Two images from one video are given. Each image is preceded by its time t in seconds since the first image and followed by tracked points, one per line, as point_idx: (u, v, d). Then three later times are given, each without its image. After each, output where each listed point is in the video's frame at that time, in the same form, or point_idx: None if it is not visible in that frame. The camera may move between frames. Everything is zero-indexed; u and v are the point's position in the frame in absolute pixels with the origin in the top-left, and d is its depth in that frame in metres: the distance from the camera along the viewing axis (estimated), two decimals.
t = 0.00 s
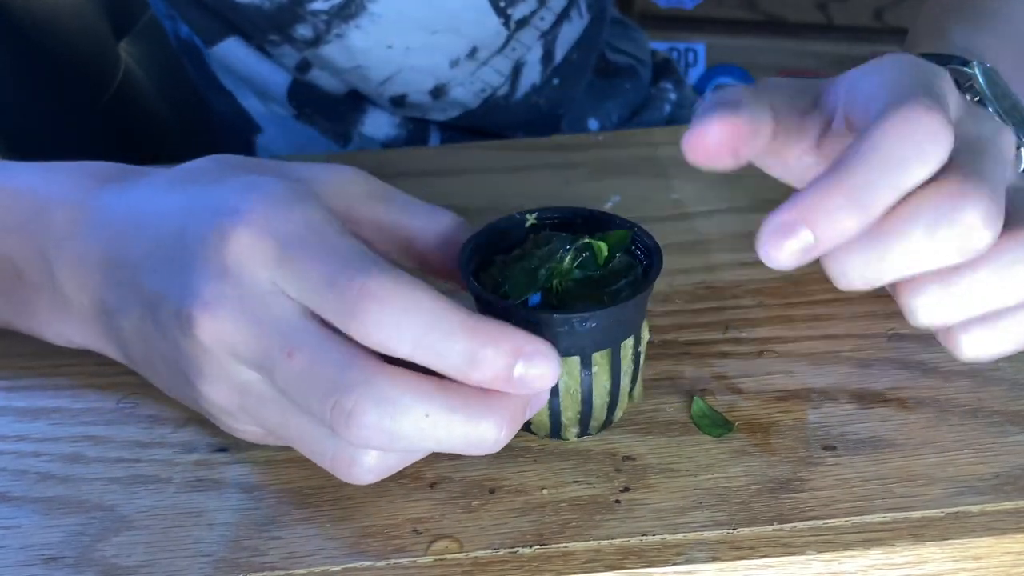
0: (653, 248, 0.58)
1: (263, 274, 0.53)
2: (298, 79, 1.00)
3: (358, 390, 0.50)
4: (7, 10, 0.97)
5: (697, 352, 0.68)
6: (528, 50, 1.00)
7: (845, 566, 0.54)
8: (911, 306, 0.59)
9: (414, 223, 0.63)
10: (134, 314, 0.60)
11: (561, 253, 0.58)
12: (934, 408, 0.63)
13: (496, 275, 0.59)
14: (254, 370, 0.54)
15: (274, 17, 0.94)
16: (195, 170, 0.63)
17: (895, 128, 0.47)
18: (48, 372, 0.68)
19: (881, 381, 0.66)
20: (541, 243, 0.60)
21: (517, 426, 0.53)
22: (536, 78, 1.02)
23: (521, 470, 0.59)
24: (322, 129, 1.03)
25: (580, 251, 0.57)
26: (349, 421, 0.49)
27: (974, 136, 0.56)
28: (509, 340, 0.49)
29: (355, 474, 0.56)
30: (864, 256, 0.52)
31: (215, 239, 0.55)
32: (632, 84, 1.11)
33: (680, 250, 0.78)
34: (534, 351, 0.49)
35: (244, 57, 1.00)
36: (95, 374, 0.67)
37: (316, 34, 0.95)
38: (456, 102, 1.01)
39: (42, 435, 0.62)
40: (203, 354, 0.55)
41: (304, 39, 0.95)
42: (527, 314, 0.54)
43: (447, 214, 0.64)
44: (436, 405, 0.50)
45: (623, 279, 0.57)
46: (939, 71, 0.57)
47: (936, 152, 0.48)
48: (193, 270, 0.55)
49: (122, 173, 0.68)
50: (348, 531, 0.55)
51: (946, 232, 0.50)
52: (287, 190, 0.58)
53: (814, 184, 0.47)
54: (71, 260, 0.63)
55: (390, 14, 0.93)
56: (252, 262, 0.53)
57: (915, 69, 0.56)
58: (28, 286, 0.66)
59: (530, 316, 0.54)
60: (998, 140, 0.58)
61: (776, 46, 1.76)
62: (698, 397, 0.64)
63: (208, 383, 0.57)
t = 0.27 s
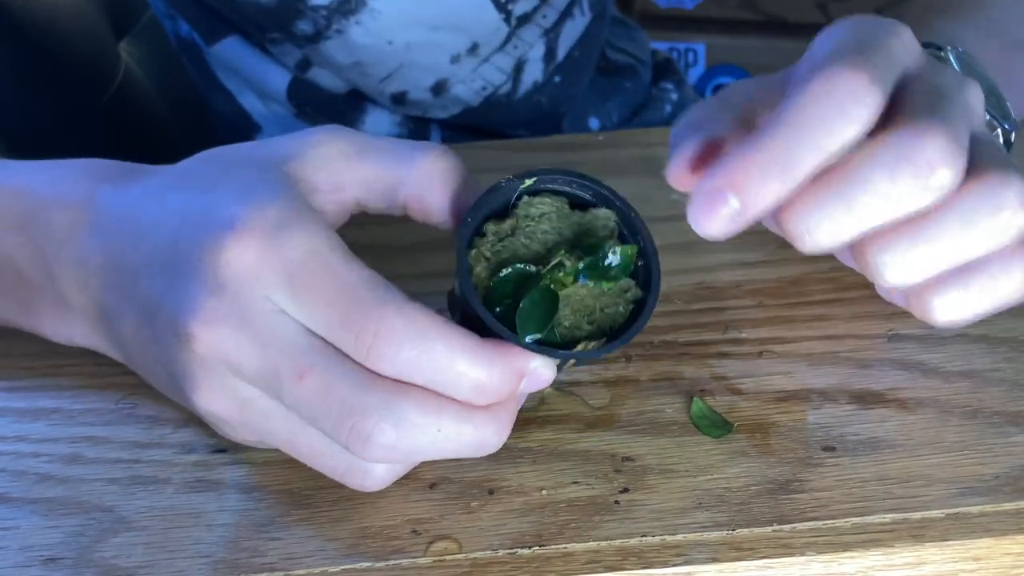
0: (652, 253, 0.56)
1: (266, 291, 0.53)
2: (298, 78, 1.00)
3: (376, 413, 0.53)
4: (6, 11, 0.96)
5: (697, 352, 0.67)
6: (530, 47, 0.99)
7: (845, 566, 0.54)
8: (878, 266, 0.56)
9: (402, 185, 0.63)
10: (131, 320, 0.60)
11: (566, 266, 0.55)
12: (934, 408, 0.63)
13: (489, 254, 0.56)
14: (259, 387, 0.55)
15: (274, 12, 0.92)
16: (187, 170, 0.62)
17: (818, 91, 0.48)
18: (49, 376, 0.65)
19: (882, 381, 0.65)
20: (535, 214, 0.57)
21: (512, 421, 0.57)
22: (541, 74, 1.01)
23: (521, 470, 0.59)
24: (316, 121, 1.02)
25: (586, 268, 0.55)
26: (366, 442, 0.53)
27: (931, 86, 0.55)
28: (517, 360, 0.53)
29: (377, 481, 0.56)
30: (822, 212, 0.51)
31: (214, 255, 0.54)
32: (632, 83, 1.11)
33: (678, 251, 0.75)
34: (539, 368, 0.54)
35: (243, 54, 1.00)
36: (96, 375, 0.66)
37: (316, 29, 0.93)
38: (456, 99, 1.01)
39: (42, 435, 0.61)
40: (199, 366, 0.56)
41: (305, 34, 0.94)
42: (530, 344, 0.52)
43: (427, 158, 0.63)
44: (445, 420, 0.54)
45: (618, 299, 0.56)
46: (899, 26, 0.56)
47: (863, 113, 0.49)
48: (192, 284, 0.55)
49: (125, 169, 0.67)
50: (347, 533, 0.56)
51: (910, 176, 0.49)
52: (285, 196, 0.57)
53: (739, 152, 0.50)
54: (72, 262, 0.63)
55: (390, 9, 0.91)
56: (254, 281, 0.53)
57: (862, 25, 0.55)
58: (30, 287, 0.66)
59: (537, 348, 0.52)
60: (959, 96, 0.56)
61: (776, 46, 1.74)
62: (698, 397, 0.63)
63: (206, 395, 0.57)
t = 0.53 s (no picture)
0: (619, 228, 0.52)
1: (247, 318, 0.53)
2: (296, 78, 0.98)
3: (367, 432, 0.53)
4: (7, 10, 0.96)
5: (696, 351, 0.67)
6: (527, 45, 0.98)
7: (845, 566, 0.54)
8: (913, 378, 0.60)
9: (358, 172, 0.57)
10: (121, 333, 0.60)
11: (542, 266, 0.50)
12: (934, 408, 0.63)
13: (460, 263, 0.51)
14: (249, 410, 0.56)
15: (270, 10, 0.91)
16: (171, 178, 0.61)
17: (880, 211, 0.50)
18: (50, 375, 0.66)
19: (882, 381, 0.65)
20: (496, 210, 0.51)
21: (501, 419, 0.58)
22: (536, 71, 1.01)
23: (521, 470, 0.59)
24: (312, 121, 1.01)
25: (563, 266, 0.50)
26: (356, 460, 0.53)
27: (981, 197, 0.59)
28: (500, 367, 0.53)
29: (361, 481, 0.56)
30: (868, 322, 0.55)
31: (191, 281, 0.54)
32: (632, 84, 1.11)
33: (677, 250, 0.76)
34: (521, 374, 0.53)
35: (238, 55, 0.98)
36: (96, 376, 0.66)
37: (312, 27, 0.92)
38: (455, 95, 1.01)
39: (42, 435, 0.62)
40: (189, 391, 0.57)
41: (301, 33, 0.93)
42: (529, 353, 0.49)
43: (382, 139, 0.57)
44: (435, 427, 0.54)
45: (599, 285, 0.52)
46: (950, 125, 0.58)
47: (922, 233, 0.50)
48: (174, 309, 0.55)
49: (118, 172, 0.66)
50: (347, 533, 0.56)
51: (954, 305, 0.53)
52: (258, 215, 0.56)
53: (795, 266, 0.51)
54: (60, 270, 0.63)
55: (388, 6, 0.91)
56: (232, 309, 0.53)
57: (919, 122, 0.58)
58: (26, 290, 0.67)
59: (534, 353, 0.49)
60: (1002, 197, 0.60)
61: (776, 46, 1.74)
62: (698, 397, 0.64)
63: (198, 414, 0.57)
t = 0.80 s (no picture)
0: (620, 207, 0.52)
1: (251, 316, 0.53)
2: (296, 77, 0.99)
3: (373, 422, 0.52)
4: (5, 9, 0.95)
5: (697, 351, 0.67)
6: (527, 47, 0.98)
7: (845, 566, 0.54)
8: (848, 353, 0.58)
9: (358, 173, 0.57)
10: (126, 336, 0.60)
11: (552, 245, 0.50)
12: (934, 408, 0.63)
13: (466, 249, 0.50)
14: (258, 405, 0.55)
15: (269, 10, 0.90)
16: (164, 181, 0.61)
17: (779, 203, 0.51)
18: (47, 375, 0.67)
19: (882, 381, 0.65)
20: (497, 197, 0.51)
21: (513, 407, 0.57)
22: (536, 73, 1.01)
23: (521, 470, 0.59)
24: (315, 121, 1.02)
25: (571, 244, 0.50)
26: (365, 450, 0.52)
27: (919, 175, 0.55)
28: (504, 353, 0.52)
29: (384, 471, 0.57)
30: (780, 303, 0.54)
31: (193, 281, 0.54)
32: (632, 83, 1.11)
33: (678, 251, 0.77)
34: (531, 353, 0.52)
35: (239, 54, 0.99)
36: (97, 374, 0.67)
37: (313, 27, 0.92)
38: (454, 96, 1.01)
39: (43, 435, 0.62)
40: (202, 391, 0.57)
41: (301, 33, 0.92)
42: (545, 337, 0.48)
43: (382, 142, 0.57)
44: (443, 417, 0.54)
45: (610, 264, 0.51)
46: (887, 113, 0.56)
47: (820, 223, 0.51)
48: (179, 312, 0.55)
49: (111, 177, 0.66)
50: (347, 532, 0.56)
51: (863, 287, 0.51)
52: (259, 211, 0.56)
53: (708, 254, 0.52)
54: (61, 271, 0.63)
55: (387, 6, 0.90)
56: (238, 307, 0.53)
57: (857, 105, 0.56)
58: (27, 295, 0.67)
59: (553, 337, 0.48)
60: (947, 174, 0.56)
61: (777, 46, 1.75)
62: (698, 397, 0.64)
63: (213, 412, 0.57)
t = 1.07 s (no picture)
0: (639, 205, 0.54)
1: (260, 292, 0.53)
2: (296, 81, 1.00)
3: (379, 385, 0.50)
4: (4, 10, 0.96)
5: (697, 351, 0.68)
6: (529, 53, 0.99)
7: (845, 566, 0.54)
8: (791, 335, 0.60)
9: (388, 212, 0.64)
10: (131, 334, 0.60)
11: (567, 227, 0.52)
12: (933, 408, 0.63)
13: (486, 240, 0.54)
14: (266, 384, 0.54)
15: (270, 14, 0.91)
16: (167, 177, 0.62)
17: (713, 213, 0.56)
18: (46, 375, 0.67)
19: (881, 381, 0.65)
20: (521, 201, 0.56)
21: (534, 398, 0.54)
22: (537, 79, 1.03)
23: (520, 469, 0.59)
24: (320, 129, 1.04)
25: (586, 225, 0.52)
26: (371, 416, 0.50)
27: (850, 164, 0.60)
28: (526, 319, 0.49)
29: (390, 453, 0.57)
30: (723, 303, 0.59)
31: (201, 259, 0.53)
32: (632, 84, 1.11)
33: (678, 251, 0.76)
34: (550, 326, 0.49)
35: (239, 60, 1.00)
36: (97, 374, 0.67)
37: (313, 31, 0.93)
38: (454, 101, 1.01)
39: (43, 435, 0.62)
40: (211, 376, 0.55)
41: (302, 38, 0.93)
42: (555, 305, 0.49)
43: (410, 183, 0.63)
44: (455, 388, 0.51)
45: (628, 252, 0.53)
46: (818, 110, 0.61)
47: (750, 227, 0.56)
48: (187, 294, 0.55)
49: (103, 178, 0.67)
50: (347, 532, 0.55)
51: (788, 281, 0.55)
52: (271, 194, 0.57)
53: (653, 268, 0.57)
54: (60, 274, 0.63)
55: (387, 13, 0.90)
56: (248, 284, 0.52)
57: (791, 107, 0.62)
58: (23, 300, 0.67)
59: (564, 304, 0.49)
60: (881, 157, 0.60)
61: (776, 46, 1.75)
62: (698, 397, 0.64)
63: (225, 402, 0.57)
